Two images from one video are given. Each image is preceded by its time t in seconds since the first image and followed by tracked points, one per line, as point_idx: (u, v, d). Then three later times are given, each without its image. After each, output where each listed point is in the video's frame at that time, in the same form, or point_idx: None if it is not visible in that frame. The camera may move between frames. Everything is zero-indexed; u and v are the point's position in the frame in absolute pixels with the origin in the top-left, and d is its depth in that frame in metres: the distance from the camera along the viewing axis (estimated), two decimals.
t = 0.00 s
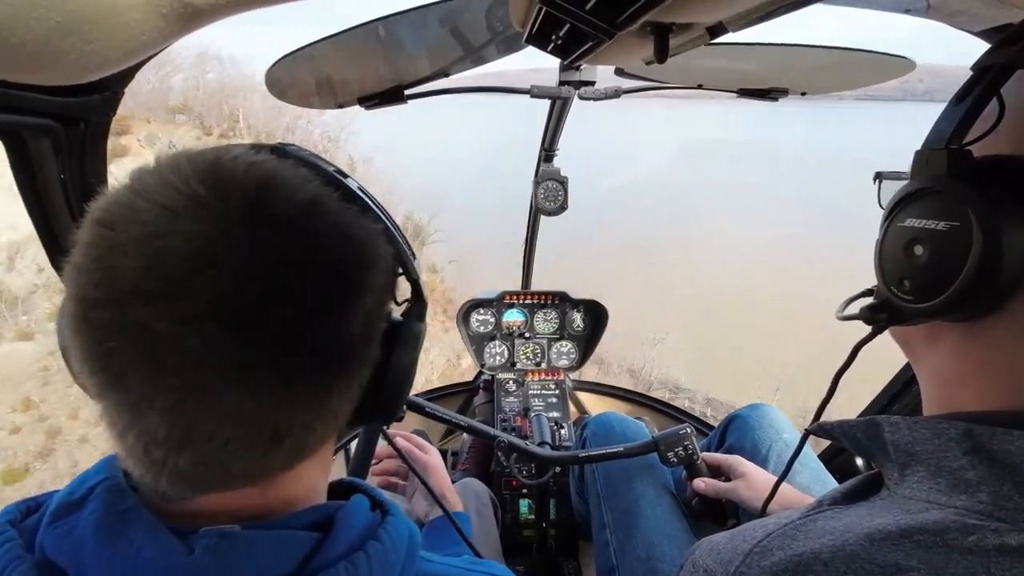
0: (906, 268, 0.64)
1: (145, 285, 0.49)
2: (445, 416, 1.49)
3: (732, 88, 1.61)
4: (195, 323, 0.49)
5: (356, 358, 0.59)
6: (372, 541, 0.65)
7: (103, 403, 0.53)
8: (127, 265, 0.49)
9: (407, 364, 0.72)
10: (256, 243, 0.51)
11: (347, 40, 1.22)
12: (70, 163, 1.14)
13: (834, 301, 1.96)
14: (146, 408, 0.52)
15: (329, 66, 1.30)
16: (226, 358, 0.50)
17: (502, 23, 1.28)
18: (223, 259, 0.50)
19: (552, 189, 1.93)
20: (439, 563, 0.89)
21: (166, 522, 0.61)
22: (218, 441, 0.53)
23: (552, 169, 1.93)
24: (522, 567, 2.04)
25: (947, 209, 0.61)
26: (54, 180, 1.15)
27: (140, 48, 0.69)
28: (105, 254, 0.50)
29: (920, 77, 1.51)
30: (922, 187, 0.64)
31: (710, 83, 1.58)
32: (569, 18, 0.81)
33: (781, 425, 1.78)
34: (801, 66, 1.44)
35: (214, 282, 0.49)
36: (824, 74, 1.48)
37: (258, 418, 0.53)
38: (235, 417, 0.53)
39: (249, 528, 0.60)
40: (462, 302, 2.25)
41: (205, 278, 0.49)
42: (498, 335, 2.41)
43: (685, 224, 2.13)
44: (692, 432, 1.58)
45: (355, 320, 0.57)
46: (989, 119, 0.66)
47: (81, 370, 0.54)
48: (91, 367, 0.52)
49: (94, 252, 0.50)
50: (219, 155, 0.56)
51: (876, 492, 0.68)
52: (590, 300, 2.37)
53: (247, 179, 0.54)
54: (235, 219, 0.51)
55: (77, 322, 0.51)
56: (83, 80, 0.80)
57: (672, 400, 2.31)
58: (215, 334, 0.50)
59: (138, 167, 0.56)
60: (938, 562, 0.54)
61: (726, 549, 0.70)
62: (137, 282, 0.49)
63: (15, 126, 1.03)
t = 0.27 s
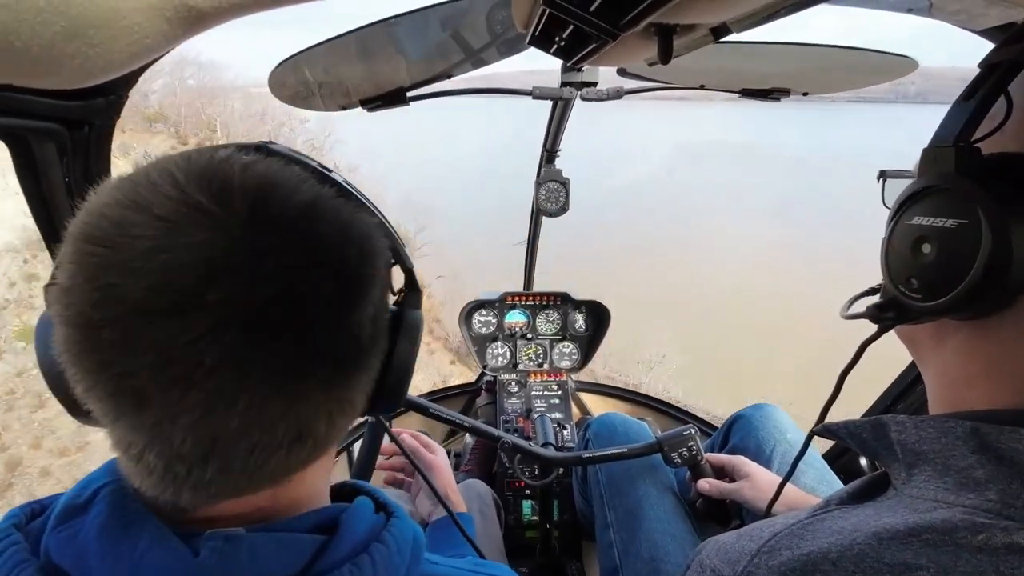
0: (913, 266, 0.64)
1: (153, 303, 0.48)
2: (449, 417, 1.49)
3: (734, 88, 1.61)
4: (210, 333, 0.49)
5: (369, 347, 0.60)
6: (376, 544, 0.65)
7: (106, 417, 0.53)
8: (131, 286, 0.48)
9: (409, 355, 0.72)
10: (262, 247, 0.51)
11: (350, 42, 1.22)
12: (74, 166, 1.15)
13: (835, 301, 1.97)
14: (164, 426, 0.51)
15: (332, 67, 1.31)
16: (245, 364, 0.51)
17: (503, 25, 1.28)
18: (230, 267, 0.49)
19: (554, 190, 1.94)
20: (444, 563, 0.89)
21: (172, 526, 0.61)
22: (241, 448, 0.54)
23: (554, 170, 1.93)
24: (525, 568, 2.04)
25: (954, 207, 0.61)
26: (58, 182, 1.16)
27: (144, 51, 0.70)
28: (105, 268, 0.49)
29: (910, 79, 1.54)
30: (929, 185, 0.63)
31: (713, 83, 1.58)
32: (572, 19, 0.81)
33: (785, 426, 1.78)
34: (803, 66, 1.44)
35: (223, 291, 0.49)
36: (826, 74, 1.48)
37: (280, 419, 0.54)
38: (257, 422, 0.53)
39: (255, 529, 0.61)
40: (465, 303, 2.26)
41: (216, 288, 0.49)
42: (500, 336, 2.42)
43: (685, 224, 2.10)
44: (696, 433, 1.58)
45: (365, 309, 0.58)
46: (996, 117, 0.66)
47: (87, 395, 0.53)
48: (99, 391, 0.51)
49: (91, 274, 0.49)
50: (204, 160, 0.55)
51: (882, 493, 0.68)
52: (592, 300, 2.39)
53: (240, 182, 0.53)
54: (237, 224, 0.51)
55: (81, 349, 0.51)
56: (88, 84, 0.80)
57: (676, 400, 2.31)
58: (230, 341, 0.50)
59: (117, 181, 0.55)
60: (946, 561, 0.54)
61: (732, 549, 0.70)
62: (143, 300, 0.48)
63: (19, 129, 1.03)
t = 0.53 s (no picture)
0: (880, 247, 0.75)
1: (145, 305, 0.49)
2: (450, 417, 1.49)
3: (734, 88, 1.61)
4: (204, 333, 0.50)
5: (363, 347, 0.60)
6: (371, 544, 0.65)
7: (99, 419, 0.53)
8: (125, 286, 0.49)
9: (405, 356, 0.72)
10: (255, 246, 0.51)
11: (349, 44, 1.23)
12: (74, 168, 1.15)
13: (834, 300, 1.97)
14: (158, 428, 0.52)
15: (331, 68, 1.31)
16: (238, 364, 0.51)
17: (502, 25, 1.28)
18: (224, 267, 0.50)
19: (553, 191, 1.94)
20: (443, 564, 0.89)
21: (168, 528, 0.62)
22: (234, 449, 0.54)
23: (553, 171, 1.94)
24: (527, 569, 2.04)
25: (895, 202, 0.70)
26: (58, 184, 1.16)
27: (144, 54, 0.70)
28: (97, 271, 0.49)
29: (902, 81, 1.56)
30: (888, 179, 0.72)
31: (712, 82, 1.58)
32: (571, 20, 0.82)
33: (786, 426, 1.78)
34: (802, 66, 1.44)
35: (217, 291, 0.50)
36: (826, 73, 1.48)
37: (274, 420, 0.54)
38: (251, 423, 0.53)
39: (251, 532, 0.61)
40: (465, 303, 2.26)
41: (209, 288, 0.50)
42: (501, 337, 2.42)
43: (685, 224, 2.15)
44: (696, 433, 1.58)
45: (360, 309, 0.58)
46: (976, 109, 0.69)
47: (78, 399, 0.53)
48: (91, 395, 0.52)
49: (84, 277, 0.50)
50: (195, 161, 0.56)
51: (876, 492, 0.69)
52: (593, 300, 2.39)
53: (232, 183, 0.54)
54: (229, 225, 0.51)
55: (72, 352, 0.51)
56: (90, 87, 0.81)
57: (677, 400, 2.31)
58: (225, 341, 0.50)
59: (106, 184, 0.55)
60: (936, 558, 0.54)
61: (727, 551, 0.70)
62: (135, 301, 0.49)
63: (20, 132, 1.03)
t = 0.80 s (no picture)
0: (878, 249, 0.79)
1: (150, 296, 0.49)
2: (450, 417, 1.49)
3: (733, 88, 1.62)
4: (203, 330, 0.50)
5: (359, 357, 0.61)
6: (369, 540, 0.66)
7: (97, 409, 0.54)
8: (132, 277, 0.50)
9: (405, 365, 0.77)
10: (261, 248, 0.52)
11: (351, 45, 1.23)
12: (76, 168, 1.16)
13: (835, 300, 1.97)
14: (149, 422, 0.52)
15: (333, 68, 1.31)
16: (232, 365, 0.51)
17: (503, 26, 1.29)
18: (228, 266, 0.51)
19: (554, 191, 1.95)
20: (441, 561, 0.90)
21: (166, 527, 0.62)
22: (223, 450, 0.54)
23: (554, 171, 1.95)
24: (527, 569, 2.05)
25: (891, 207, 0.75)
26: (60, 185, 1.17)
27: (144, 53, 0.71)
28: (106, 262, 0.50)
29: (896, 85, 1.59)
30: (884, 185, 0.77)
31: (712, 83, 1.59)
32: (571, 20, 0.82)
33: (786, 427, 1.79)
34: (802, 66, 1.45)
35: (220, 290, 0.50)
36: (825, 74, 1.48)
37: (267, 421, 0.55)
38: (240, 425, 0.53)
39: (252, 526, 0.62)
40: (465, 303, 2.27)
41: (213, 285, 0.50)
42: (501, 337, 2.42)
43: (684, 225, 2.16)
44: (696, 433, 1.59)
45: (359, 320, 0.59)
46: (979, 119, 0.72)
47: (76, 387, 0.54)
48: (89, 383, 0.52)
49: (94, 265, 0.51)
50: (212, 163, 0.57)
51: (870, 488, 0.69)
52: (594, 301, 2.38)
53: (244, 186, 0.55)
54: (238, 226, 0.53)
55: (73, 337, 0.51)
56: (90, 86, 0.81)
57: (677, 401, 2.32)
58: (220, 342, 0.51)
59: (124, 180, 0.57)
60: (924, 550, 0.54)
61: (720, 543, 0.71)
62: (141, 293, 0.49)
63: (24, 133, 1.04)
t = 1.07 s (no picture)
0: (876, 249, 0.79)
1: (189, 278, 0.50)
2: (449, 418, 1.49)
3: (733, 87, 1.61)
4: (232, 322, 0.51)
5: (374, 382, 0.60)
6: (378, 533, 0.66)
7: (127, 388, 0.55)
8: (178, 258, 0.51)
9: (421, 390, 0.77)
10: (302, 254, 0.53)
11: (350, 45, 1.23)
12: (75, 167, 1.16)
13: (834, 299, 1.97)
14: (160, 398, 0.52)
15: (332, 68, 1.31)
16: (245, 362, 0.52)
17: (503, 26, 1.29)
18: (263, 268, 0.51)
19: (553, 190, 1.95)
20: (444, 558, 0.90)
21: (181, 519, 0.62)
22: (238, 442, 0.54)
23: (553, 171, 1.95)
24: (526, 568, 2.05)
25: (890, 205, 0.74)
26: (59, 185, 1.17)
27: (143, 51, 0.70)
28: (158, 245, 0.52)
29: (889, 90, 1.60)
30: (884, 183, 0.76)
31: (711, 82, 1.59)
32: (570, 19, 0.82)
33: (786, 427, 1.79)
34: (802, 66, 1.45)
35: (252, 288, 0.51)
36: (825, 73, 1.48)
37: (285, 420, 0.55)
38: (256, 421, 0.54)
39: (263, 519, 0.62)
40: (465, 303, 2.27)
41: (246, 282, 0.51)
42: (501, 336, 2.41)
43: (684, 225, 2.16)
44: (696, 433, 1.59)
45: (378, 349, 0.58)
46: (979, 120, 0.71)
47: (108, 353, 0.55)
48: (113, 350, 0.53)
49: (145, 247, 0.52)
50: (281, 169, 0.58)
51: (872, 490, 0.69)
52: (593, 301, 2.35)
53: (301, 195, 0.55)
54: (282, 230, 0.53)
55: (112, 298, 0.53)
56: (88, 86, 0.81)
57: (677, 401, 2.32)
58: (241, 339, 0.51)
59: (202, 173, 0.58)
60: (926, 553, 0.54)
61: (721, 544, 0.71)
62: (182, 277, 0.50)
63: (23, 132, 1.04)
